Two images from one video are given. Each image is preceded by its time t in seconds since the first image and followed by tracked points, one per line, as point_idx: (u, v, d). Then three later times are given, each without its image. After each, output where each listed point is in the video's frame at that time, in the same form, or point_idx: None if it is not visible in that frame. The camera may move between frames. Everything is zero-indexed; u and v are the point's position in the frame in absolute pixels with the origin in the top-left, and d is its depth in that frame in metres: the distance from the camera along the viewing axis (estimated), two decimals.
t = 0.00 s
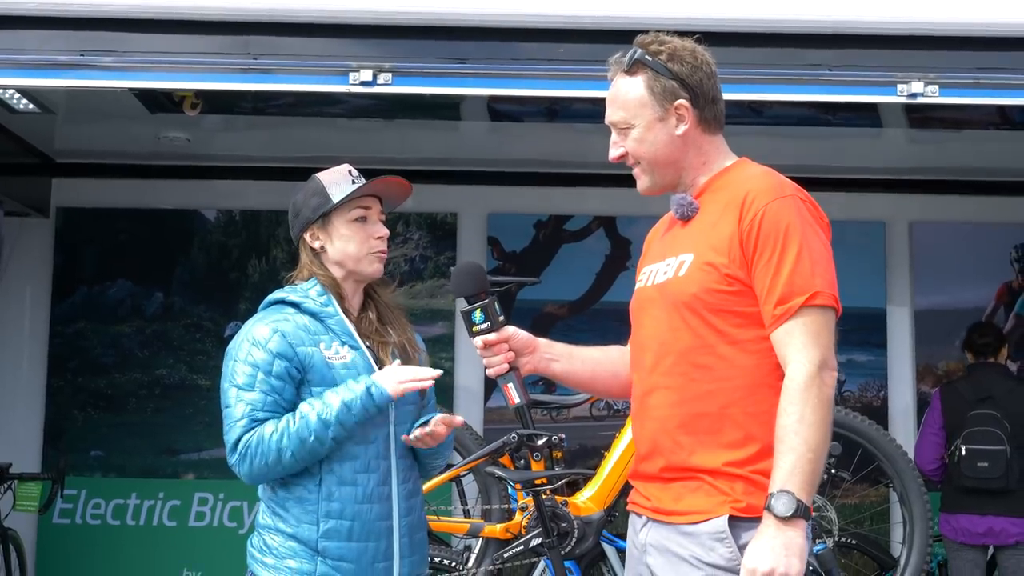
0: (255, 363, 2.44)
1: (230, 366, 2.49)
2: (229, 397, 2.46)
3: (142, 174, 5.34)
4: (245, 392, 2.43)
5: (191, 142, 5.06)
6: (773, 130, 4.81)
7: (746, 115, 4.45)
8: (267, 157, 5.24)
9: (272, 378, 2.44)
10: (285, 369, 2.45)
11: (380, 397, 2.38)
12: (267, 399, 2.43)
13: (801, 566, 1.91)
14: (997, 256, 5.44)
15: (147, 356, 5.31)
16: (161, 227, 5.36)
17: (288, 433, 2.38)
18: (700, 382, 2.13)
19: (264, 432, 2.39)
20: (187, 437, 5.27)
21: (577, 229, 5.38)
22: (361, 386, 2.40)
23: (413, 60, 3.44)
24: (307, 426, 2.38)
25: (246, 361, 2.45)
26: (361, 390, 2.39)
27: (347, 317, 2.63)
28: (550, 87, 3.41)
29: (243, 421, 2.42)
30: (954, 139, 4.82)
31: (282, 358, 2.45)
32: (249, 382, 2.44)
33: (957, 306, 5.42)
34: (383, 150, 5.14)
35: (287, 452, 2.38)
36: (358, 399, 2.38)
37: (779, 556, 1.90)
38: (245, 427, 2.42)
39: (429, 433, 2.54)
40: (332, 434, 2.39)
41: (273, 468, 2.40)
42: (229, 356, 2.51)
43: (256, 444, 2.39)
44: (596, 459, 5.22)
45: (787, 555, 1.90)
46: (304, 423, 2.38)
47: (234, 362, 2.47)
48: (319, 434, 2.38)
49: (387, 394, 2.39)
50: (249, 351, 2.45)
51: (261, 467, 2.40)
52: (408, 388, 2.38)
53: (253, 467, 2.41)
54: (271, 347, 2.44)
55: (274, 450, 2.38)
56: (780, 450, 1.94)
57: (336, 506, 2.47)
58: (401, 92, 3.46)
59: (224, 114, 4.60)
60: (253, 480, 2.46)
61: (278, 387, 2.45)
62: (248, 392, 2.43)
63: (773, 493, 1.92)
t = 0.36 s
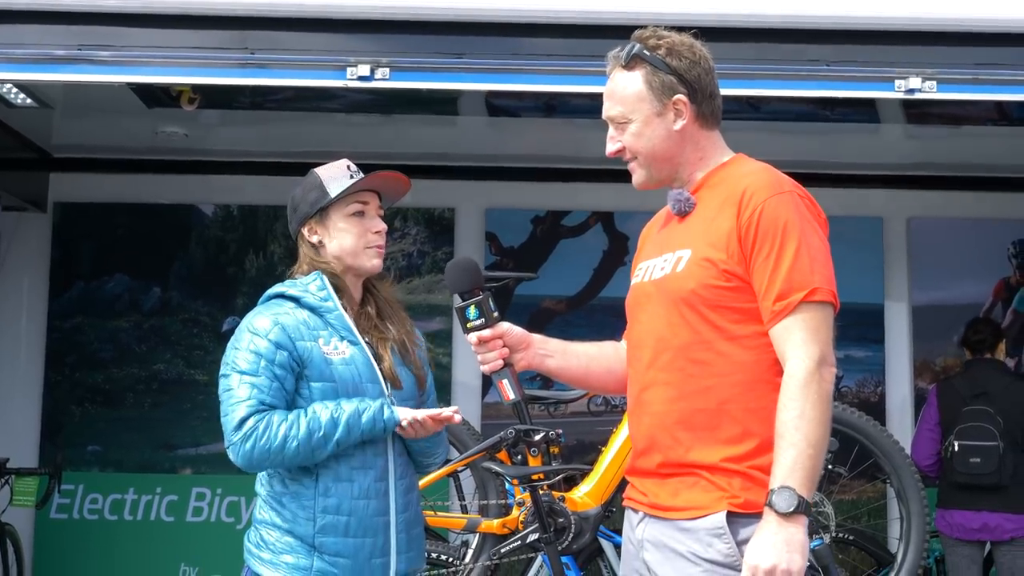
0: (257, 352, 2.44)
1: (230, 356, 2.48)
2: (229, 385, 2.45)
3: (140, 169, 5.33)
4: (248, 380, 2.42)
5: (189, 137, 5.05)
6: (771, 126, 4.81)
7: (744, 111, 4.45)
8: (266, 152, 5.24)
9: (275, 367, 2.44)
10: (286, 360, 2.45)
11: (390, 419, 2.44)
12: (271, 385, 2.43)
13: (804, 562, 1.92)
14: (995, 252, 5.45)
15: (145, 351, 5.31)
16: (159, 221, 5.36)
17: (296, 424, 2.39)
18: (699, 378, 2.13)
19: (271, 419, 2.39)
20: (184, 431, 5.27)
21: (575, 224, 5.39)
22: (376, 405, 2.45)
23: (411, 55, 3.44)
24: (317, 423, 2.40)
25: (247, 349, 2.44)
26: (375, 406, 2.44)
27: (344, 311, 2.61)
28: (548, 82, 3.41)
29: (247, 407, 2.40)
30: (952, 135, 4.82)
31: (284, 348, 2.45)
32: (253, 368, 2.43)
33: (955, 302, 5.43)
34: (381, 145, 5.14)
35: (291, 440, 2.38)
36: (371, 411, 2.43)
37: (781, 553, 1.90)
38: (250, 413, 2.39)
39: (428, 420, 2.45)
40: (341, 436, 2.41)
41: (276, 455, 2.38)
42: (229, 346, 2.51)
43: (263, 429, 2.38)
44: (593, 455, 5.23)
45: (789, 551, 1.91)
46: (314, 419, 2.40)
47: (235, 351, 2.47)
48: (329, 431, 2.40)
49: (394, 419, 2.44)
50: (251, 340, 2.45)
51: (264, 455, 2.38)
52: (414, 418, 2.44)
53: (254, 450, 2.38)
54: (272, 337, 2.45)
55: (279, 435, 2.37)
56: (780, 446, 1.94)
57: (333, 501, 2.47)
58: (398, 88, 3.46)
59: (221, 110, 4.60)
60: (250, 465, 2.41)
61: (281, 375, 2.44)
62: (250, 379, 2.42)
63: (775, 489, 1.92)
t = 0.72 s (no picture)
0: (255, 359, 2.43)
1: (229, 362, 2.48)
2: (228, 393, 2.44)
3: (140, 171, 5.33)
4: (245, 388, 2.42)
5: (189, 138, 5.06)
6: (770, 127, 4.81)
7: (743, 111, 4.44)
8: (266, 154, 5.24)
9: (272, 374, 2.43)
10: (285, 365, 2.45)
11: (381, 405, 2.41)
12: (269, 393, 2.42)
13: (804, 564, 1.91)
14: (995, 253, 5.44)
15: (145, 353, 5.32)
16: (159, 224, 5.36)
17: (292, 428, 2.38)
18: (698, 380, 2.13)
19: (266, 428, 2.38)
20: (184, 433, 5.27)
21: (574, 226, 5.39)
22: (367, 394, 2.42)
23: (410, 57, 3.44)
24: (309, 421, 2.39)
25: (246, 357, 2.44)
26: (365, 394, 2.41)
27: (345, 313, 2.61)
28: (547, 84, 3.41)
29: (246, 415, 2.40)
30: (951, 135, 4.82)
31: (282, 354, 2.44)
32: (250, 377, 2.42)
33: (955, 302, 5.43)
34: (381, 147, 5.14)
35: (288, 446, 2.38)
36: (363, 402, 2.40)
37: (780, 554, 1.90)
38: (248, 422, 2.40)
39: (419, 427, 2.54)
40: (334, 434, 2.39)
41: (274, 463, 2.39)
42: (229, 352, 2.50)
43: (259, 440, 2.38)
44: (593, 456, 5.23)
45: (789, 553, 1.90)
46: (307, 418, 2.39)
47: (233, 358, 2.46)
48: (321, 430, 2.38)
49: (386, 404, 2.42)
50: (249, 347, 2.45)
51: (263, 463, 2.39)
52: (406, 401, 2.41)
53: (254, 462, 2.39)
54: (271, 343, 2.44)
55: (275, 442, 2.37)
56: (780, 448, 1.94)
57: (335, 504, 2.47)
58: (397, 89, 3.46)
59: (221, 112, 4.60)
60: (252, 475, 2.43)
61: (279, 382, 2.44)
62: (249, 387, 2.42)
63: (775, 491, 1.91)
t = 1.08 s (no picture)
0: (260, 360, 2.43)
1: (234, 365, 2.47)
2: (235, 395, 2.44)
3: (140, 171, 5.33)
4: (252, 389, 2.42)
5: (190, 139, 5.06)
6: (772, 128, 4.81)
7: (744, 113, 4.44)
8: (267, 155, 5.24)
9: (279, 372, 2.43)
10: (290, 364, 2.45)
11: (375, 363, 2.35)
12: (276, 393, 2.42)
13: (802, 566, 1.91)
14: (996, 255, 5.45)
15: (146, 353, 5.32)
16: (160, 224, 5.36)
17: (296, 415, 2.34)
18: (699, 382, 2.12)
19: (273, 426, 2.37)
20: (184, 434, 5.27)
21: (575, 227, 5.39)
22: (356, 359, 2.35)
23: (411, 58, 3.44)
24: (310, 405, 2.34)
25: (251, 358, 2.43)
26: (356, 359, 2.35)
27: (346, 314, 2.61)
28: (549, 85, 3.41)
29: (253, 416, 2.40)
30: (953, 137, 4.81)
31: (286, 354, 2.44)
32: (256, 378, 2.42)
33: (956, 305, 5.43)
34: (382, 147, 5.14)
35: (295, 435, 2.34)
36: (356, 368, 2.34)
37: (779, 556, 1.90)
38: (255, 423, 2.39)
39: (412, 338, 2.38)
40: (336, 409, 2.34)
41: (286, 454, 2.36)
42: (232, 355, 2.50)
43: (266, 438, 2.37)
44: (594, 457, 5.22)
45: (788, 554, 1.90)
46: (308, 401, 2.35)
47: (238, 361, 2.46)
48: (323, 410, 2.34)
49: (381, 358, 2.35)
50: (253, 348, 2.44)
51: (269, 465, 2.39)
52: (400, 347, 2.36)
53: (264, 464, 2.39)
54: (275, 343, 2.44)
55: (282, 434, 2.34)
56: (780, 450, 1.94)
57: (337, 505, 2.46)
58: (398, 90, 3.45)
59: (222, 112, 4.60)
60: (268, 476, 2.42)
61: (286, 379, 2.44)
62: (256, 388, 2.42)
63: (774, 492, 1.91)
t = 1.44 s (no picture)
0: (260, 362, 2.42)
1: (235, 369, 2.47)
2: (238, 399, 2.44)
3: (141, 170, 5.33)
4: (253, 392, 2.42)
5: (190, 138, 5.05)
6: (772, 129, 4.80)
7: (745, 113, 4.43)
8: (268, 153, 5.24)
9: (278, 374, 2.43)
10: (289, 365, 2.44)
11: (355, 362, 2.31)
12: (276, 395, 2.42)
13: (804, 567, 1.90)
14: (997, 256, 5.44)
15: (145, 352, 5.31)
16: (160, 223, 5.36)
17: (288, 423, 2.32)
18: (702, 381, 2.12)
19: (272, 429, 2.36)
20: (184, 433, 5.26)
21: (576, 227, 5.39)
22: (335, 358, 2.32)
23: (413, 57, 3.43)
24: (299, 412, 2.31)
25: (251, 361, 2.43)
26: (336, 361, 2.31)
27: (343, 311, 2.61)
28: (551, 85, 3.40)
29: (254, 421, 2.40)
30: (954, 138, 4.81)
31: (285, 354, 2.44)
32: (256, 382, 2.42)
33: (956, 305, 5.43)
34: (382, 147, 5.14)
35: (288, 443, 2.33)
36: (337, 370, 2.31)
37: (780, 557, 1.89)
38: (256, 427, 2.40)
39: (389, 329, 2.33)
40: (324, 415, 2.31)
41: (284, 460, 2.35)
42: (233, 357, 2.49)
43: (265, 443, 2.36)
44: (594, 457, 5.22)
45: (789, 555, 1.89)
46: (296, 408, 2.32)
47: (239, 364, 2.45)
48: (311, 418, 2.31)
49: (358, 354, 2.32)
50: (252, 350, 2.43)
51: (271, 464, 2.37)
52: (378, 343, 2.31)
53: (265, 466, 2.38)
54: (274, 344, 2.43)
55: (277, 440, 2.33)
56: (781, 450, 1.93)
57: (339, 504, 2.46)
58: (399, 89, 3.44)
59: (222, 111, 4.59)
60: (272, 476, 2.40)
61: (284, 382, 2.43)
62: (255, 392, 2.42)
63: (776, 493, 1.91)
